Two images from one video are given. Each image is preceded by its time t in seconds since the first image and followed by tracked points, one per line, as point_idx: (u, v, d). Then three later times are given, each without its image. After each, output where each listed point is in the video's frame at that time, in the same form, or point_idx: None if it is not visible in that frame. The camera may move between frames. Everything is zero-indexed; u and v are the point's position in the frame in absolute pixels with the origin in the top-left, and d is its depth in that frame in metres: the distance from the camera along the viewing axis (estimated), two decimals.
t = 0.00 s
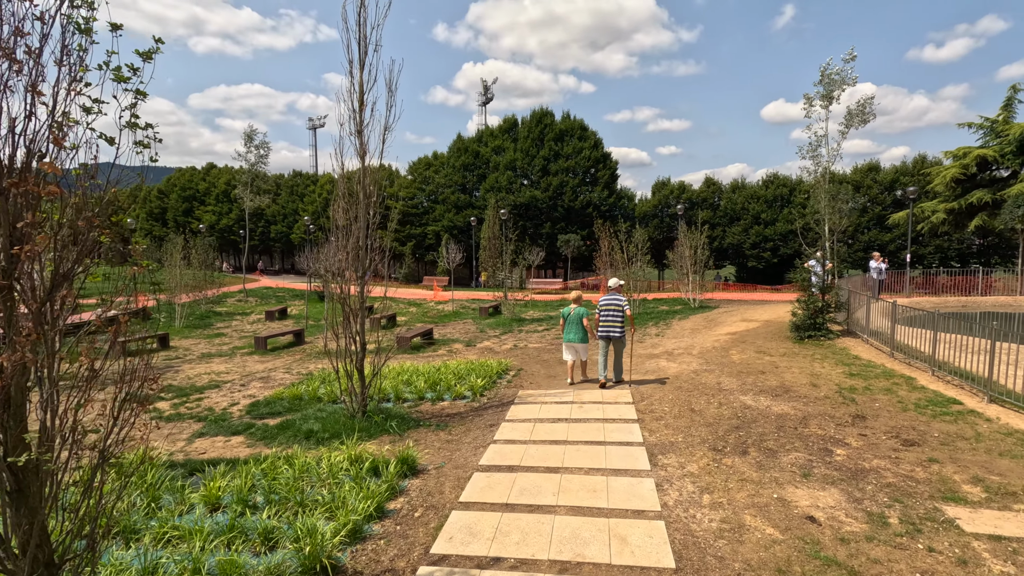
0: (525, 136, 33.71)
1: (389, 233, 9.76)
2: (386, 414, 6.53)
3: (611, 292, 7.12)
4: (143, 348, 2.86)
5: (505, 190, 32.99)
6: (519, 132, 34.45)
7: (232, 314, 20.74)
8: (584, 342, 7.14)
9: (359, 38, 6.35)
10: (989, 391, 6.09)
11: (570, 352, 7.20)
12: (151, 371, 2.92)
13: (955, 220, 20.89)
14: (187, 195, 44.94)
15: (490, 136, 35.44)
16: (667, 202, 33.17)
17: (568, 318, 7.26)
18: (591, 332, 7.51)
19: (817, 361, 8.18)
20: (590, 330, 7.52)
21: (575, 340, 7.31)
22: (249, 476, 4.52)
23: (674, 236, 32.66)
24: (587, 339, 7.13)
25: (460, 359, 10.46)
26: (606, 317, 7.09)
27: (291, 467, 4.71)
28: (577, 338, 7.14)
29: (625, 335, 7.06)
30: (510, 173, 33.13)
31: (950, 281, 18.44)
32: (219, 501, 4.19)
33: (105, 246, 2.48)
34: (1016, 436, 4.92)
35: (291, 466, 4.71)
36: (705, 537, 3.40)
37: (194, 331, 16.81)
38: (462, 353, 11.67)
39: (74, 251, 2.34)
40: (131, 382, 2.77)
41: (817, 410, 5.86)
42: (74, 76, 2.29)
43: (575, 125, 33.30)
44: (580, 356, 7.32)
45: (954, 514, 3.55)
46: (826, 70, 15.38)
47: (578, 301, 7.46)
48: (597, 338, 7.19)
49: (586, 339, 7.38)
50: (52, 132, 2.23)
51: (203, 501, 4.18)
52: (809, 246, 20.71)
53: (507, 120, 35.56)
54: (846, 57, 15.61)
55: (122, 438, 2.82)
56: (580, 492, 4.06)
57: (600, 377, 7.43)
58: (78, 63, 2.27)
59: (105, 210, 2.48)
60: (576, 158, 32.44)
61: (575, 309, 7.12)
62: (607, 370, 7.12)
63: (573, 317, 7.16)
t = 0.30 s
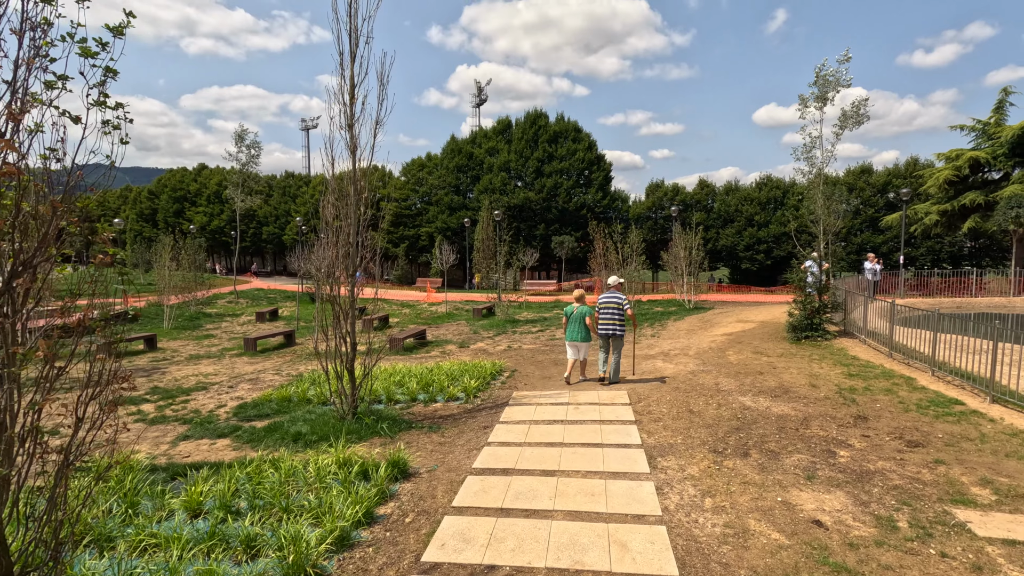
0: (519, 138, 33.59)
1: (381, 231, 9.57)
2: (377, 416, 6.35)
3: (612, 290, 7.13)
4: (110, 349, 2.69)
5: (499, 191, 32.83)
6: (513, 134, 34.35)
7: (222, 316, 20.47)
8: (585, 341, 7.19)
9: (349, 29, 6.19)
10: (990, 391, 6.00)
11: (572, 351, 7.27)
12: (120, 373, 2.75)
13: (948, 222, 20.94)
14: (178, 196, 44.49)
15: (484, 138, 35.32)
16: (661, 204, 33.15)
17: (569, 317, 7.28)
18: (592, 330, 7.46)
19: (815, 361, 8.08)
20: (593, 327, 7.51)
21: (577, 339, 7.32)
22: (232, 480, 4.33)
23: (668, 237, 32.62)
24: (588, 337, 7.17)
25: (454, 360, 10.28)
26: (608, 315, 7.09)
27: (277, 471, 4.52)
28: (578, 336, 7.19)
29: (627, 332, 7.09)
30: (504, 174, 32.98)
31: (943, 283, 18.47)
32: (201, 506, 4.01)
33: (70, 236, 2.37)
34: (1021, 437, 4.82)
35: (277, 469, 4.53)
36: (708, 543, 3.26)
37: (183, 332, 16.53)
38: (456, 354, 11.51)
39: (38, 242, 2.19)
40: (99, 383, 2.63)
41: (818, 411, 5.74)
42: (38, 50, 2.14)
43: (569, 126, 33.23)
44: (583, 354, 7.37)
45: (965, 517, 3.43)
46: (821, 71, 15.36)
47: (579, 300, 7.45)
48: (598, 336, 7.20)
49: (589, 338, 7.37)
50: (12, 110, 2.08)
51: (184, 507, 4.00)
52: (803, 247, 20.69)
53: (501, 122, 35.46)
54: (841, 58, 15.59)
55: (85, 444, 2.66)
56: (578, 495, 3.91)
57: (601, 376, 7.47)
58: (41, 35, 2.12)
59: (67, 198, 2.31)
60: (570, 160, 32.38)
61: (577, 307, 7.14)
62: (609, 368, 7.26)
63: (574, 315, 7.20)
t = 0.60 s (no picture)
0: (513, 140, 33.50)
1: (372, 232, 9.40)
2: (367, 419, 6.19)
3: (607, 291, 7.01)
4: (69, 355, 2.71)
5: (493, 194, 32.68)
6: (507, 136, 34.26)
7: (211, 318, 20.20)
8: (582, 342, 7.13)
9: (338, 23, 6.04)
10: (991, 392, 5.92)
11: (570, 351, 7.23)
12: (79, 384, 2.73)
13: (940, 224, 20.99)
14: (169, 198, 44.09)
15: (477, 140, 35.22)
16: (655, 206, 33.14)
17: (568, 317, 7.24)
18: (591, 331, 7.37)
19: (812, 363, 7.99)
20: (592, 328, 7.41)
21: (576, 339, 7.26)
22: (214, 488, 4.16)
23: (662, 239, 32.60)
24: (585, 338, 7.11)
25: (446, 363, 10.13)
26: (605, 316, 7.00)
27: (261, 478, 4.35)
28: (575, 337, 7.13)
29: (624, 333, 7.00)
30: (498, 176, 32.84)
31: (936, 285, 18.49)
32: (180, 516, 3.84)
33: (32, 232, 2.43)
34: None
35: (260, 476, 4.37)
36: (710, 552, 3.13)
37: (171, 335, 16.27)
38: (448, 356, 11.34)
39: None
40: (59, 389, 2.66)
41: (817, 413, 5.63)
42: None
43: (563, 129, 33.19)
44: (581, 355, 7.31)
45: (972, 523, 3.32)
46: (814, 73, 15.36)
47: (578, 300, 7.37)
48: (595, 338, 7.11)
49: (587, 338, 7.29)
50: None
51: (163, 517, 3.82)
52: (796, 249, 20.69)
53: (495, 124, 35.37)
54: (834, 60, 15.59)
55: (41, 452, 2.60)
56: (573, 502, 3.77)
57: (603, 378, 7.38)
58: None
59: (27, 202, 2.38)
60: (564, 162, 32.34)
61: (574, 309, 7.08)
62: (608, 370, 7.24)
63: (573, 316, 7.15)
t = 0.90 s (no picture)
0: (507, 141, 33.39)
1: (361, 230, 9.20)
2: (354, 420, 6.01)
3: (598, 288, 6.87)
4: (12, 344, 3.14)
5: (487, 195, 32.55)
6: (501, 137, 34.17)
7: (202, 320, 19.95)
8: (573, 340, 7.02)
9: (324, 13, 5.88)
10: (990, 390, 5.82)
11: (562, 350, 7.10)
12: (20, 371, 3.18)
13: (934, 224, 21.00)
14: (162, 200, 43.82)
15: (471, 141, 35.13)
16: (649, 207, 33.10)
17: (558, 316, 7.12)
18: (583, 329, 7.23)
19: (807, 361, 7.89)
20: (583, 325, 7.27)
21: (567, 337, 7.11)
22: (188, 491, 3.99)
23: (657, 240, 32.54)
24: (576, 336, 7.00)
25: (436, 363, 9.99)
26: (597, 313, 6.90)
27: (239, 480, 4.18)
28: (565, 335, 7.01)
29: (618, 330, 6.92)
30: (492, 177, 32.70)
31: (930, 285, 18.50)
32: (152, 520, 3.67)
33: None
34: None
35: (237, 479, 4.21)
36: (704, 555, 2.99)
37: (160, 337, 16.03)
38: (440, 357, 11.17)
39: None
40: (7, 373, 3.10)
41: (814, 411, 5.52)
42: None
43: (557, 130, 33.13)
44: (574, 354, 7.18)
45: (975, 524, 3.20)
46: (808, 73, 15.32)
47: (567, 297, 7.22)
48: (588, 336, 6.99)
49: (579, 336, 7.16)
50: None
51: (134, 521, 3.65)
52: (790, 249, 20.64)
53: (489, 125, 35.27)
54: (828, 60, 15.54)
55: None
56: (563, 504, 3.62)
57: (596, 377, 7.25)
58: None
59: None
60: (558, 164, 32.29)
61: (564, 307, 6.92)
62: (602, 368, 7.15)
63: (563, 313, 7.04)
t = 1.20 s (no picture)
0: (502, 144, 33.27)
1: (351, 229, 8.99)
2: (342, 424, 5.81)
3: (594, 288, 6.79)
4: None
5: (482, 198, 32.40)
6: (496, 140, 34.07)
7: (192, 323, 19.66)
8: (570, 339, 6.84)
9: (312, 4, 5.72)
10: (994, 391, 5.70)
11: (558, 350, 6.89)
12: None
13: (928, 226, 21.03)
14: (153, 202, 43.45)
15: (466, 144, 35.02)
16: (644, 210, 33.06)
17: (553, 316, 6.95)
18: (578, 329, 7.08)
19: (805, 363, 7.77)
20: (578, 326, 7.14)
21: (563, 337, 6.91)
22: (165, 498, 3.80)
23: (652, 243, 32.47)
24: (573, 336, 6.85)
25: (429, 365, 9.82)
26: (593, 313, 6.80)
27: (219, 486, 3.99)
28: (562, 334, 6.83)
29: (614, 330, 6.81)
30: (486, 180, 32.56)
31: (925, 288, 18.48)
32: (125, 529, 3.48)
33: None
34: None
35: (217, 485, 4.02)
36: (706, 564, 2.83)
37: (148, 340, 15.75)
38: (433, 359, 10.99)
39: None
40: None
41: (815, 413, 5.38)
42: None
43: (552, 133, 33.09)
44: (570, 355, 7.02)
45: (988, 529, 3.06)
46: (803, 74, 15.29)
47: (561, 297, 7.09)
48: (583, 336, 6.86)
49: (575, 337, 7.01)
50: None
51: (107, 531, 3.46)
52: (786, 252, 20.60)
53: (484, 128, 35.18)
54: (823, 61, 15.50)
55: None
56: (557, 510, 3.45)
57: (592, 378, 7.11)
58: None
59: None
60: (553, 166, 32.21)
61: (560, 305, 6.76)
62: (597, 370, 7.03)
63: (558, 313, 6.89)
